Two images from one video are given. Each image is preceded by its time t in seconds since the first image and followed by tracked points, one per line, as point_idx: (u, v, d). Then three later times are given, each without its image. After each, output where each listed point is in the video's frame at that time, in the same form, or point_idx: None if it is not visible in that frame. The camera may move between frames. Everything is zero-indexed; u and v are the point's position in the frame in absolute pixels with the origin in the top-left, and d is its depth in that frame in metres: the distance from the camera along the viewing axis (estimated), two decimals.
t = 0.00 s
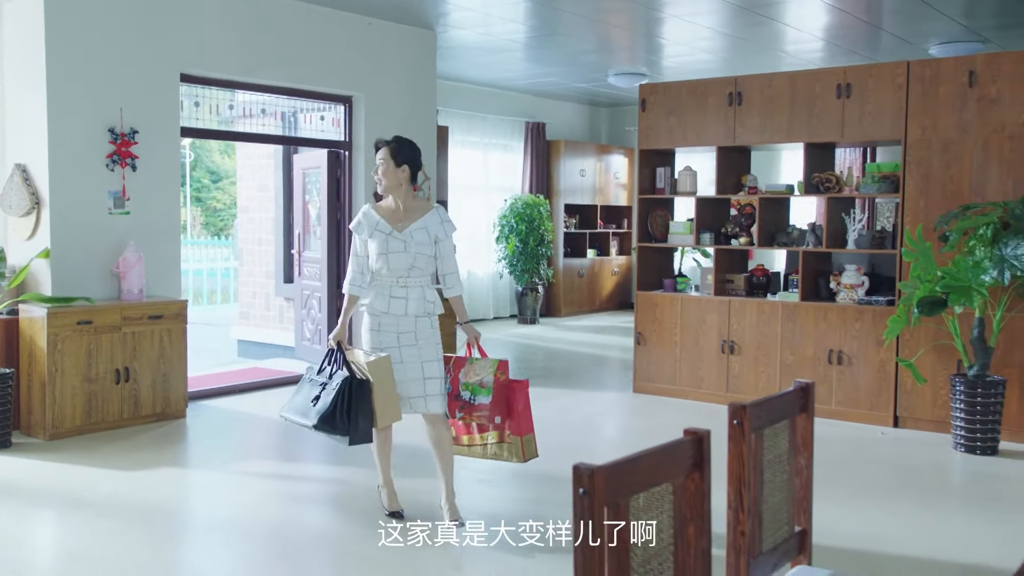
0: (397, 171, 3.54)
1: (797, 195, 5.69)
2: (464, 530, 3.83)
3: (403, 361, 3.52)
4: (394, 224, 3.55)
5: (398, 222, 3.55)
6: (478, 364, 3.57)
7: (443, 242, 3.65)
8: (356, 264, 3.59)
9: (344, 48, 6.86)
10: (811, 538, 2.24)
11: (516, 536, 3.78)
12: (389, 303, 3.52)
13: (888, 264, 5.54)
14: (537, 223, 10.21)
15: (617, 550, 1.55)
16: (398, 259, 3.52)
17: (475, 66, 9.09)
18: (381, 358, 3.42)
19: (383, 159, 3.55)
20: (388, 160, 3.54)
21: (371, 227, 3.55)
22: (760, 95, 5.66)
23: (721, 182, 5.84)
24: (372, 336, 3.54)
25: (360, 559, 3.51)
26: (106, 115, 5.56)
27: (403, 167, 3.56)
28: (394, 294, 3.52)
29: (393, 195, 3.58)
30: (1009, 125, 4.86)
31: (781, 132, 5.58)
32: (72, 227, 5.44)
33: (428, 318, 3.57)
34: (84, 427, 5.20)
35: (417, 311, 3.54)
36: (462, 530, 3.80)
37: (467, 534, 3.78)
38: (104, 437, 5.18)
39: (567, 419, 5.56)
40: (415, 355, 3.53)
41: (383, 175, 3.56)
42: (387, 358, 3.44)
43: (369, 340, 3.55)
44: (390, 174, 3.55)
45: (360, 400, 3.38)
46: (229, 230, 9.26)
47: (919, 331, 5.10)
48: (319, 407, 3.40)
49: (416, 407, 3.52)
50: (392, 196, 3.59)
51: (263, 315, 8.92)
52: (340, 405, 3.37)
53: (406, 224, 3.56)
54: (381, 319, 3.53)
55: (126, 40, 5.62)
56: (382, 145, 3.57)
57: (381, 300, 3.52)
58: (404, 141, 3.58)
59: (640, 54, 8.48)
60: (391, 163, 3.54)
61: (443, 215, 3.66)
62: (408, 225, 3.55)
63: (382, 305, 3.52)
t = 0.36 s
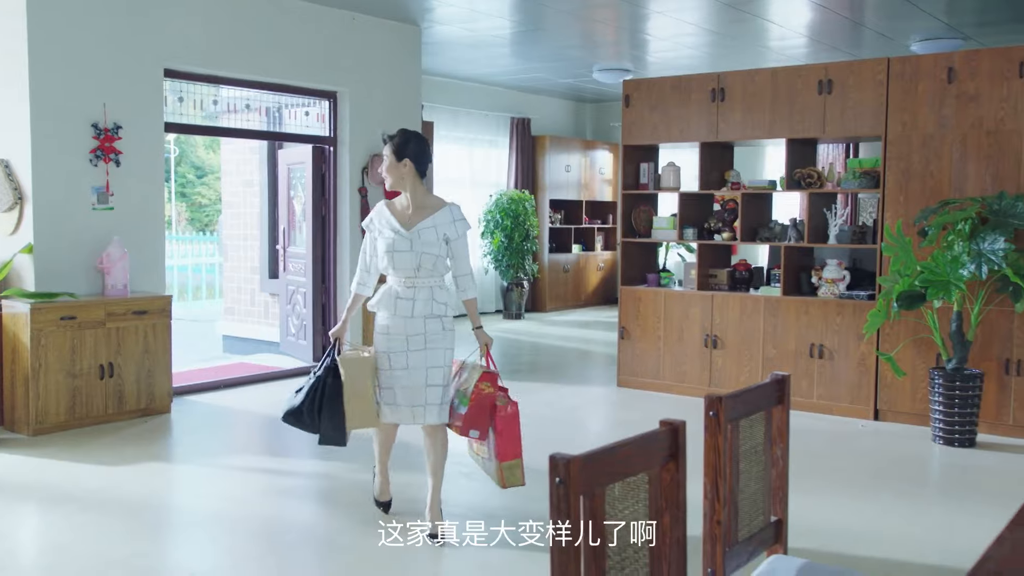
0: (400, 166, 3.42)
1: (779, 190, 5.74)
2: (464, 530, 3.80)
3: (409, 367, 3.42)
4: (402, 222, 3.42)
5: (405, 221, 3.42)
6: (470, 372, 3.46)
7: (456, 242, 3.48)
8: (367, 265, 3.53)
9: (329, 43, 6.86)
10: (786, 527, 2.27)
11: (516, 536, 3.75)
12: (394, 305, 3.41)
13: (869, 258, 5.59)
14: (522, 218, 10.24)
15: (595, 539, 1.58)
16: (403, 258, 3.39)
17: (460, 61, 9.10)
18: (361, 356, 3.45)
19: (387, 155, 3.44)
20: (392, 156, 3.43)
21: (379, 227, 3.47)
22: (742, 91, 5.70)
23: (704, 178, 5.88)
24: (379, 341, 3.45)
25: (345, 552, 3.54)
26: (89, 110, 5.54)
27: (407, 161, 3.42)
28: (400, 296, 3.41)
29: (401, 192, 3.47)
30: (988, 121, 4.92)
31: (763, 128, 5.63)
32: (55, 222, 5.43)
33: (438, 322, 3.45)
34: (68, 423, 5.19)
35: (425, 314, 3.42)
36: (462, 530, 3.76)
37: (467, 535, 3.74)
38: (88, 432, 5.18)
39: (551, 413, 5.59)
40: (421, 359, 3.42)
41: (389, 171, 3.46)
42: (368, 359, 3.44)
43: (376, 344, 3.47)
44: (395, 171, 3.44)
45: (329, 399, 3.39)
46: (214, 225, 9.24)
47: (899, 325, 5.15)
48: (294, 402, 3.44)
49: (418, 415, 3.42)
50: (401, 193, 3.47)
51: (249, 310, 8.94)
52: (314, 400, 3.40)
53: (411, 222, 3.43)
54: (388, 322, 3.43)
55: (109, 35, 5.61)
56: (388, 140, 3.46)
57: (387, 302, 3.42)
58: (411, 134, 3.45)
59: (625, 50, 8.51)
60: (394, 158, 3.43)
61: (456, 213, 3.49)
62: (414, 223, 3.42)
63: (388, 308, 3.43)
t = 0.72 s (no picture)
0: (401, 158, 3.27)
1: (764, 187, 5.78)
2: (464, 530, 3.76)
3: (399, 366, 3.25)
4: (400, 217, 3.28)
5: (404, 216, 3.28)
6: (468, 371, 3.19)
7: (456, 238, 3.33)
8: (364, 261, 3.36)
9: (315, 40, 6.87)
10: (765, 519, 2.30)
11: (517, 537, 3.70)
12: (390, 302, 3.25)
13: (852, 254, 5.63)
14: (509, 214, 10.26)
15: (574, 530, 1.61)
16: (401, 254, 3.23)
17: (447, 57, 9.11)
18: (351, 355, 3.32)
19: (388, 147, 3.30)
20: (393, 149, 3.29)
21: (377, 221, 3.32)
22: (726, 88, 5.74)
23: (689, 174, 5.92)
24: (373, 337, 3.28)
25: (330, 547, 3.56)
26: (74, 106, 5.53)
27: (407, 153, 3.28)
28: (397, 293, 3.25)
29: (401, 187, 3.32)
30: (969, 119, 4.97)
31: (747, 125, 5.67)
32: (40, 218, 5.42)
33: (434, 322, 3.28)
34: (54, 419, 5.19)
35: (422, 312, 3.25)
36: (462, 530, 3.73)
37: (467, 535, 3.71)
38: (74, 428, 5.17)
39: (537, 408, 5.62)
40: (414, 360, 3.25)
41: (390, 164, 3.31)
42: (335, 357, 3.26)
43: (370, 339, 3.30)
44: (395, 164, 3.29)
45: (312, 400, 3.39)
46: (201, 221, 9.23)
47: (881, 320, 5.20)
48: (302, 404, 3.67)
49: (404, 418, 3.25)
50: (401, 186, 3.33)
51: (234, 306, 8.92)
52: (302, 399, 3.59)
53: (411, 217, 3.27)
54: (384, 318, 3.27)
55: (94, 31, 5.59)
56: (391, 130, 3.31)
57: (384, 298, 3.26)
58: (414, 126, 3.31)
59: (611, 47, 8.54)
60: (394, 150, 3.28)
61: (457, 208, 3.35)
62: (414, 217, 3.27)
63: (384, 304, 3.26)
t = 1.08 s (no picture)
0: (410, 148, 3.12)
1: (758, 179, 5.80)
2: (464, 530, 3.70)
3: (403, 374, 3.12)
4: (400, 214, 3.15)
5: (405, 212, 3.15)
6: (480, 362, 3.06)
7: (458, 232, 3.23)
8: (362, 262, 3.21)
9: (311, 33, 6.88)
10: (751, 506, 2.34)
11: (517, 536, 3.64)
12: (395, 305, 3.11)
13: (846, 247, 5.67)
14: (506, 207, 10.29)
15: (558, 514, 1.66)
16: (404, 251, 3.10)
17: (444, 51, 9.12)
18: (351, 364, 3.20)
19: (392, 135, 3.13)
20: (398, 137, 3.12)
21: (375, 218, 3.16)
22: (721, 81, 5.76)
23: (684, 167, 5.95)
24: (374, 343, 3.14)
25: (328, 536, 3.60)
26: (71, 100, 5.55)
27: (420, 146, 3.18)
28: (402, 295, 3.12)
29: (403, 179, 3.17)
30: (961, 111, 5.00)
31: (741, 118, 5.69)
32: (38, 212, 5.45)
33: (440, 325, 3.16)
34: (52, 411, 5.23)
35: (427, 314, 3.13)
36: (462, 530, 3.67)
37: (467, 535, 3.64)
38: (73, 420, 5.21)
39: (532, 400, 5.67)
40: (418, 368, 3.12)
41: (393, 153, 3.14)
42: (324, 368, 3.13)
43: (370, 347, 3.15)
44: (399, 154, 3.13)
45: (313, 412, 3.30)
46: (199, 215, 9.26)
47: (874, 311, 5.24)
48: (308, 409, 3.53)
49: (404, 430, 3.13)
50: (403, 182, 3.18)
51: (232, 299, 8.97)
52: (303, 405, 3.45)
53: (413, 212, 3.15)
54: (387, 324, 3.13)
55: (90, 25, 5.61)
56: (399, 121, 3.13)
57: (388, 300, 3.12)
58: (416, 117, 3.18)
59: (608, 39, 8.56)
60: (403, 138, 3.12)
61: (458, 200, 3.25)
62: (417, 212, 3.15)
63: (387, 307, 3.12)
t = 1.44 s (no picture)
0: (421, 135, 3.15)
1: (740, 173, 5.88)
2: (464, 530, 3.61)
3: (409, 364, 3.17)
4: (395, 204, 3.16)
5: (400, 201, 3.16)
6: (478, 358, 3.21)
7: (452, 220, 3.27)
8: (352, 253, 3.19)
9: (300, 29, 6.94)
10: (721, 489, 2.42)
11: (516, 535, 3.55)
12: (397, 297, 3.14)
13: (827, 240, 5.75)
14: (494, 201, 10.35)
15: (527, 494, 1.74)
16: (405, 242, 3.13)
17: (432, 45, 9.17)
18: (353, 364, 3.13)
19: (405, 120, 3.12)
20: (408, 122, 3.12)
21: (369, 209, 3.15)
22: (703, 76, 5.84)
23: (668, 161, 6.04)
24: (376, 336, 3.16)
25: (314, 524, 3.68)
26: (60, 95, 5.60)
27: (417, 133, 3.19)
28: (403, 286, 3.15)
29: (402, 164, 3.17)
30: (938, 107, 5.11)
31: (723, 113, 5.78)
32: (27, 205, 5.49)
33: (441, 312, 3.21)
34: (42, 403, 5.28)
35: (426, 304, 3.18)
36: (462, 530, 3.58)
37: (467, 535, 3.56)
38: (63, 412, 5.27)
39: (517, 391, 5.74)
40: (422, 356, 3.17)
41: (403, 139, 3.14)
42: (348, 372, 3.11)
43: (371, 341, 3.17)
44: (407, 139, 3.14)
45: (310, 405, 3.08)
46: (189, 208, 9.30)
47: (852, 303, 5.34)
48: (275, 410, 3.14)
49: (418, 415, 3.18)
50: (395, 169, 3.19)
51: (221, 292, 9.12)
52: (292, 409, 3.09)
53: (413, 201, 3.18)
54: (388, 315, 3.16)
55: (79, 20, 5.65)
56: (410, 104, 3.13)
57: (386, 291, 3.15)
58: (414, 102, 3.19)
59: (595, 35, 8.62)
60: (416, 123, 3.14)
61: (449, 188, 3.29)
62: (414, 201, 3.18)
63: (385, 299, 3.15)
